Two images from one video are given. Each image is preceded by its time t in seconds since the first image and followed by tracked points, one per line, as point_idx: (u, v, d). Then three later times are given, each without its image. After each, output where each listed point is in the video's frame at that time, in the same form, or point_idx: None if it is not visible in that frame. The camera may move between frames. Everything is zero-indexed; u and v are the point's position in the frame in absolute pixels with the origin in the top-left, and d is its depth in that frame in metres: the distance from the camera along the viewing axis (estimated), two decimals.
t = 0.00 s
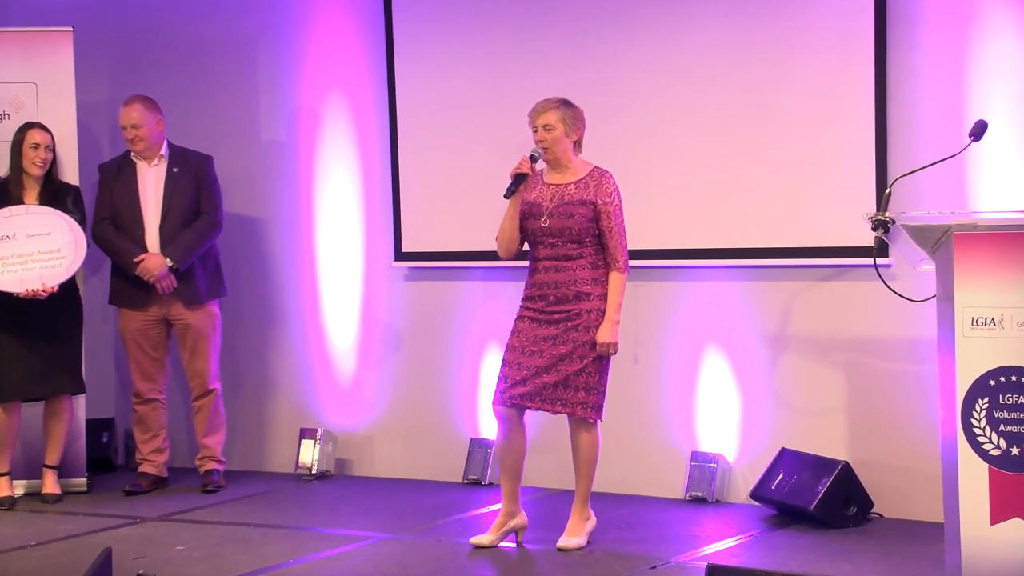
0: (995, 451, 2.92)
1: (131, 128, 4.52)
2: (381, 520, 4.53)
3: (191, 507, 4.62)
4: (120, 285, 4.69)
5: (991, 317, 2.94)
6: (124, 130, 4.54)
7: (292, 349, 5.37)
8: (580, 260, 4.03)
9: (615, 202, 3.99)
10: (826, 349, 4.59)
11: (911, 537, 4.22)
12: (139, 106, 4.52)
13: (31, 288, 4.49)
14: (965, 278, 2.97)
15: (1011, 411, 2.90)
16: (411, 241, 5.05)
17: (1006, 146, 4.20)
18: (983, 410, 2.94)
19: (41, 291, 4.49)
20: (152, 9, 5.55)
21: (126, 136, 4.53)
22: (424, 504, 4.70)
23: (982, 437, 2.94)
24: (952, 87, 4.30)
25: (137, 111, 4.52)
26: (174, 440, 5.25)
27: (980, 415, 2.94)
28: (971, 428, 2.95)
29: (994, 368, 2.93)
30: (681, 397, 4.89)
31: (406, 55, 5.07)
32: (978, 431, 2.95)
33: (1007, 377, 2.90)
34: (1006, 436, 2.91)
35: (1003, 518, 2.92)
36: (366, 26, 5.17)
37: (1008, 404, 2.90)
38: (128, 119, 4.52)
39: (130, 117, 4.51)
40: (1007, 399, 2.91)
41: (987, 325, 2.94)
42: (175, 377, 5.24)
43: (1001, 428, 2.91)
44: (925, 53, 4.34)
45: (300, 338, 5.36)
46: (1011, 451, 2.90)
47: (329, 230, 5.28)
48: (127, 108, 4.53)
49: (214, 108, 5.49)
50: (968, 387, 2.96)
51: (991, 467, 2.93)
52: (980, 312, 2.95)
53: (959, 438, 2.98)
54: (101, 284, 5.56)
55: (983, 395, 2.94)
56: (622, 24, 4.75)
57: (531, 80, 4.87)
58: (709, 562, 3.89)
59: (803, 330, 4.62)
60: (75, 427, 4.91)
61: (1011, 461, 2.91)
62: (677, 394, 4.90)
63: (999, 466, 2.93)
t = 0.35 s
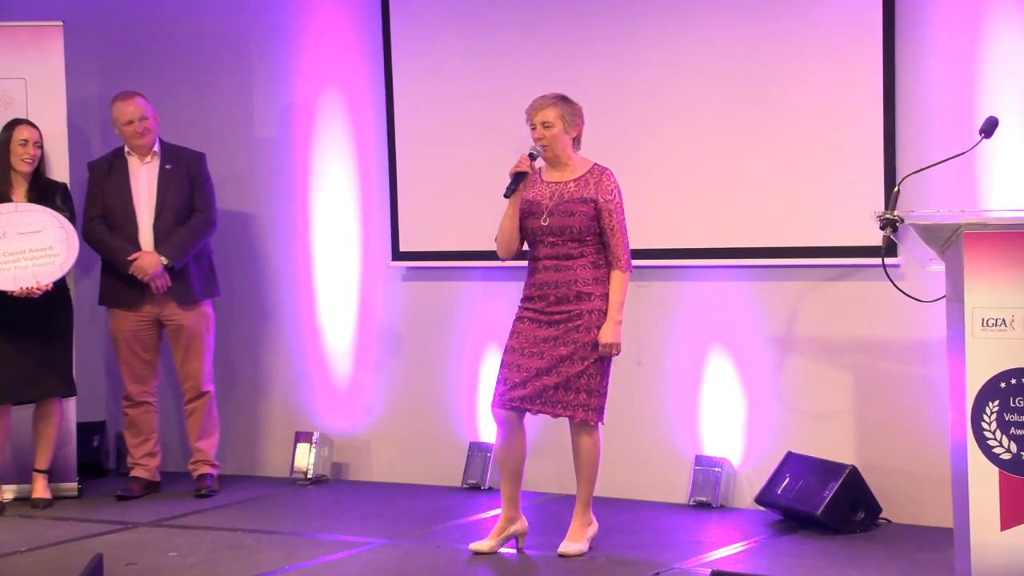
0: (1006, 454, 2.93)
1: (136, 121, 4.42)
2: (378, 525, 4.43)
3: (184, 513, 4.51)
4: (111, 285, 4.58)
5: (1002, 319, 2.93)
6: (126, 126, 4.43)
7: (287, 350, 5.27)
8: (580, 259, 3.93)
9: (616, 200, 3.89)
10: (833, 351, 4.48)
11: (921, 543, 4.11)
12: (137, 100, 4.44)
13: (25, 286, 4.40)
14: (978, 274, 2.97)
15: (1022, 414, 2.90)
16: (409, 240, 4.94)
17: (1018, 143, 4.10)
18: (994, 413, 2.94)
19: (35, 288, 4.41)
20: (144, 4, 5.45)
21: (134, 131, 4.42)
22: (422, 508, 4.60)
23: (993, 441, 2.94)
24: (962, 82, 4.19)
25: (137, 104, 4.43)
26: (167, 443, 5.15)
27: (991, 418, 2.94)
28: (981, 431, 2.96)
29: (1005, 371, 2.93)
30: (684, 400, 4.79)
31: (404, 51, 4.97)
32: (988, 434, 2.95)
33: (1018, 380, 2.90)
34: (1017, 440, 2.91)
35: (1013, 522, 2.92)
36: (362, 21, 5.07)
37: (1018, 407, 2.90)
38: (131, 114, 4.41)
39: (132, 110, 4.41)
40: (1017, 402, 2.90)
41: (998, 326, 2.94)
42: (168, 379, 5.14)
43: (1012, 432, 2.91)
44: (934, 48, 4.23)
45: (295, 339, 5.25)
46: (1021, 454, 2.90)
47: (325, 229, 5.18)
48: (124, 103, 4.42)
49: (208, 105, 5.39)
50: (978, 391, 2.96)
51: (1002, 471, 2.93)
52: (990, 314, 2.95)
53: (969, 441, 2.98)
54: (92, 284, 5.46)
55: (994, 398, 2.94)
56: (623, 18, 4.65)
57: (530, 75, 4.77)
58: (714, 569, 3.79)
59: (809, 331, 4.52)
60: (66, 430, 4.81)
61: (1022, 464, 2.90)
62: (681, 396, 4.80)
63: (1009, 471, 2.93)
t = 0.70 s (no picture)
0: (1013, 458, 2.86)
1: (134, 119, 4.37)
2: (377, 529, 4.37)
3: (180, 517, 4.46)
4: (105, 284, 4.52)
5: (1009, 320, 2.87)
6: (123, 125, 4.37)
7: (284, 352, 5.21)
8: (581, 261, 3.87)
9: (617, 200, 3.83)
10: (837, 353, 4.42)
11: (927, 547, 4.05)
12: (133, 97, 4.39)
13: (20, 290, 4.35)
14: (984, 274, 2.90)
15: None
16: (407, 241, 4.88)
17: None
18: (1000, 416, 2.87)
19: (30, 292, 4.35)
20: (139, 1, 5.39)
21: (132, 128, 4.37)
22: (421, 512, 4.54)
23: (999, 444, 2.88)
24: (968, 80, 4.13)
25: (132, 101, 4.38)
26: (162, 446, 5.09)
27: (997, 421, 2.88)
28: (988, 434, 2.89)
29: (1012, 372, 2.87)
30: (686, 402, 4.73)
31: (402, 49, 4.91)
32: (995, 437, 2.89)
33: None
34: None
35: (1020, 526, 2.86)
36: (360, 18, 5.01)
37: None
38: (128, 111, 4.36)
39: (128, 107, 4.35)
40: None
41: (1004, 327, 2.88)
42: (162, 381, 5.07)
43: (1018, 434, 2.85)
44: (939, 45, 4.17)
45: (292, 341, 5.19)
46: None
47: (322, 229, 5.12)
48: (120, 101, 4.36)
49: (203, 104, 5.33)
50: (984, 393, 2.90)
51: (1008, 474, 2.87)
52: (996, 315, 2.89)
53: (975, 443, 2.92)
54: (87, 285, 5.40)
55: (1000, 400, 2.88)
56: (624, 16, 4.59)
57: (530, 74, 4.71)
58: (717, 573, 3.73)
59: (813, 333, 4.46)
60: (61, 432, 4.75)
61: None
62: (683, 398, 4.74)
63: (1017, 474, 2.87)
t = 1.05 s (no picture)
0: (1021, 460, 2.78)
1: (123, 115, 4.29)
2: (372, 535, 4.27)
3: (170, 522, 4.36)
4: (95, 284, 4.42)
5: (1018, 320, 2.78)
6: (111, 121, 4.29)
7: (278, 353, 5.10)
8: (583, 260, 3.78)
9: (619, 198, 3.74)
10: (843, 355, 4.33)
11: (935, 553, 3.96)
12: (123, 93, 4.31)
13: (8, 289, 4.25)
14: (990, 275, 2.81)
15: None
16: (404, 240, 4.78)
17: None
18: (1009, 419, 2.79)
19: (17, 291, 4.25)
20: None
21: (121, 125, 4.28)
22: (418, 518, 4.44)
23: (1008, 447, 2.79)
24: (976, 76, 4.04)
25: (121, 98, 4.29)
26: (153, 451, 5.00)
27: (1006, 424, 2.79)
28: (996, 438, 2.80)
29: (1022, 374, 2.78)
30: (689, 405, 4.64)
31: (398, 44, 4.82)
32: (1004, 441, 2.79)
33: None
34: None
35: None
36: (355, 13, 4.92)
37: None
38: (117, 108, 4.27)
39: (116, 104, 4.27)
40: None
41: (1012, 328, 2.78)
42: (153, 383, 4.98)
43: None
44: (947, 40, 4.08)
45: (286, 343, 5.09)
46: None
47: (316, 227, 5.03)
48: (110, 97, 4.27)
49: (196, 100, 5.24)
50: (992, 395, 2.81)
51: (1017, 479, 2.78)
52: (1004, 315, 2.79)
53: (983, 447, 2.82)
54: (76, 285, 5.31)
55: (1009, 402, 2.79)
56: (625, 10, 4.50)
57: (529, 70, 4.62)
58: None
59: (819, 334, 4.37)
60: (49, 438, 4.67)
61: None
62: (686, 401, 4.64)
63: None
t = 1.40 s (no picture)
0: None
1: (106, 110, 4.19)
2: (362, 540, 4.17)
3: (155, 527, 4.26)
4: (78, 284, 4.32)
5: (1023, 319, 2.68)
6: (94, 116, 4.19)
7: (266, 354, 5.00)
8: (577, 257, 3.68)
9: (614, 194, 3.64)
10: (843, 356, 4.23)
11: (937, 558, 3.86)
12: (105, 87, 4.20)
13: None
14: (994, 272, 2.71)
15: None
16: (395, 239, 4.68)
17: None
18: (1013, 420, 2.69)
19: None
20: None
21: (103, 120, 4.18)
22: (408, 523, 4.34)
23: (1012, 450, 2.69)
24: (979, 70, 3.94)
25: (103, 92, 4.19)
26: (138, 454, 4.89)
27: (1010, 426, 2.69)
28: (1000, 440, 2.70)
29: None
30: (686, 406, 4.53)
31: (388, 39, 4.72)
32: (1008, 443, 2.70)
33: None
34: None
35: None
36: (344, 5, 4.82)
37: None
38: (100, 102, 4.17)
39: (98, 99, 4.17)
40: None
41: (1017, 327, 2.69)
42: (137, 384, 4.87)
43: None
44: (950, 33, 3.98)
45: (274, 343, 4.98)
46: None
47: (305, 225, 4.92)
48: (92, 92, 4.17)
49: (182, 96, 5.14)
50: (996, 396, 2.71)
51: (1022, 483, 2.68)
52: (1007, 315, 2.70)
53: (986, 449, 2.72)
54: (59, 284, 5.21)
55: (1013, 403, 2.69)
56: (620, 4, 4.41)
57: (522, 65, 4.52)
58: None
59: (819, 334, 4.27)
60: (30, 443, 4.55)
61: None
62: (683, 402, 4.54)
63: None
